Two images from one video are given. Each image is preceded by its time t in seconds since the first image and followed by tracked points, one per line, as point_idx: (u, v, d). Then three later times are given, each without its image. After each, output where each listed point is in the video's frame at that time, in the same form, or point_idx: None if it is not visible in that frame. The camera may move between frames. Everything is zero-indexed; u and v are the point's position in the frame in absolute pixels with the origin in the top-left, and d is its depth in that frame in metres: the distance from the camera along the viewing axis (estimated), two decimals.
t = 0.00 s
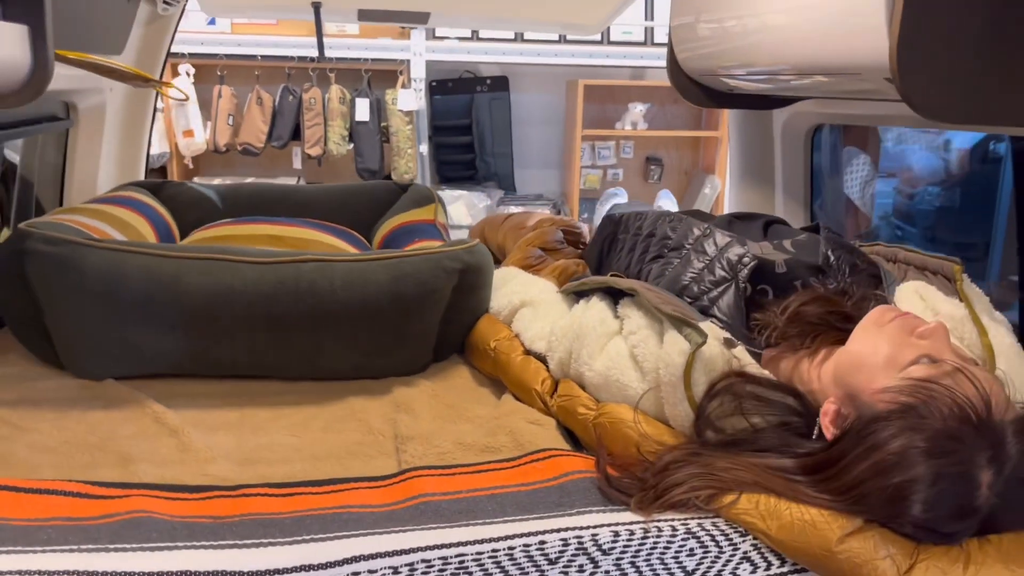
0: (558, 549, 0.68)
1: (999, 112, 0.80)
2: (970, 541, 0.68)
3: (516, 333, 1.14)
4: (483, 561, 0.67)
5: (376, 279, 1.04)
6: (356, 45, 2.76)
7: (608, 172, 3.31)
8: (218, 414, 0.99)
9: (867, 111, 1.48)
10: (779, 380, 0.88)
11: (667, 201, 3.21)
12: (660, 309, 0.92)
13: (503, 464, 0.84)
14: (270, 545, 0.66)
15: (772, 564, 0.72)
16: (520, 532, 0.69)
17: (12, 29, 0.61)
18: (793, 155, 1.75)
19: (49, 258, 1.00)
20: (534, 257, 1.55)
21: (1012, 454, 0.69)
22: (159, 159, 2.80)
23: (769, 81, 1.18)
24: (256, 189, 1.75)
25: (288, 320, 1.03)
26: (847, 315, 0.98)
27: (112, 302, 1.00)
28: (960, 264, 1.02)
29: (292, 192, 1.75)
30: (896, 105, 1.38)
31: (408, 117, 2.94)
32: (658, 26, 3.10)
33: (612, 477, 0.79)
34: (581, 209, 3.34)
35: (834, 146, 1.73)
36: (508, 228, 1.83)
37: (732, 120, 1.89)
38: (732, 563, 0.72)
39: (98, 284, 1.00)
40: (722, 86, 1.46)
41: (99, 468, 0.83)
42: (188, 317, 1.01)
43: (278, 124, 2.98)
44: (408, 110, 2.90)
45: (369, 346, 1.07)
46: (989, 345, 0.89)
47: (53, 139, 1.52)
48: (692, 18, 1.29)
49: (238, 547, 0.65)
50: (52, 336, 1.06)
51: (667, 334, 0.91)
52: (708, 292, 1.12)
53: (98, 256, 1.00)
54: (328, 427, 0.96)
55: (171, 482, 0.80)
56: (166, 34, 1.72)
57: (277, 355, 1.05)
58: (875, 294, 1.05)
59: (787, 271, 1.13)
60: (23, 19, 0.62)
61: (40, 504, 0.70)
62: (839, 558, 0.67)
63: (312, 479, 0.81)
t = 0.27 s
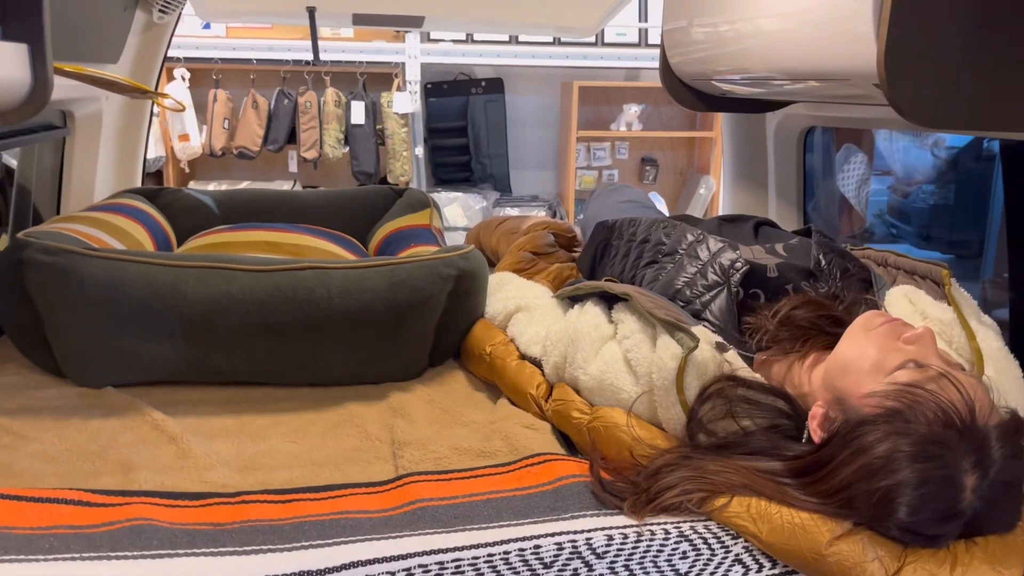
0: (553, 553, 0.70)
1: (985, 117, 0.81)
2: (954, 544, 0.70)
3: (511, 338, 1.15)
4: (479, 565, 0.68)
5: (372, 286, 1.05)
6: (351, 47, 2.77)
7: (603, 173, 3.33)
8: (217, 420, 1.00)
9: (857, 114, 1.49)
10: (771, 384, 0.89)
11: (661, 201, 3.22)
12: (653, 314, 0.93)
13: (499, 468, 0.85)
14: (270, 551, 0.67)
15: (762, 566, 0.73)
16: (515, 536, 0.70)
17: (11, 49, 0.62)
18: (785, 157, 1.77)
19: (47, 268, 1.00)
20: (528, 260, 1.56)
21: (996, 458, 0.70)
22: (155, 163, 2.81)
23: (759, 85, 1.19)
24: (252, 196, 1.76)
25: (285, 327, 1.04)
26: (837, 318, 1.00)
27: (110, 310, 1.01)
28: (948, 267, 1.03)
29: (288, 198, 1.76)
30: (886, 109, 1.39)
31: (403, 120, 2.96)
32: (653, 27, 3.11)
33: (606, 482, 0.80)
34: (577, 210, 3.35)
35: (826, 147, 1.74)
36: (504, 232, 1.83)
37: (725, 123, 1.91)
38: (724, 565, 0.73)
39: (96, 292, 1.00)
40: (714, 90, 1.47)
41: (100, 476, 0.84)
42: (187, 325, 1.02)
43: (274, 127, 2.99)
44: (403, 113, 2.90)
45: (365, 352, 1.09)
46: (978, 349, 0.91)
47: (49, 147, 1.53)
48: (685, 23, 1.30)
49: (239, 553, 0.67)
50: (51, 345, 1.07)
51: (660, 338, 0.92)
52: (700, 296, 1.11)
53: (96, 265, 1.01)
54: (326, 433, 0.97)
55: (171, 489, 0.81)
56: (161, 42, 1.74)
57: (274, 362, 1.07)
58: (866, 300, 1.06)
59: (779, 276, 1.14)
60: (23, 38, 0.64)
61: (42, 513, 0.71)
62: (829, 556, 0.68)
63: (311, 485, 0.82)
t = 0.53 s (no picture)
0: (550, 555, 0.71)
1: (974, 119, 0.82)
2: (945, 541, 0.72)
3: (509, 341, 1.16)
4: (478, 568, 0.69)
5: (370, 291, 1.06)
6: (349, 49, 2.77)
7: (602, 174, 3.34)
8: (218, 424, 1.01)
9: (852, 116, 1.50)
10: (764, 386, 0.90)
11: (660, 201, 3.23)
12: (648, 318, 0.94)
13: (497, 471, 0.86)
14: (271, 555, 0.68)
15: (758, 566, 0.74)
16: (512, 538, 0.71)
17: (12, 62, 0.63)
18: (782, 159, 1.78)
19: (49, 274, 1.01)
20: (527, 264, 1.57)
21: (987, 458, 0.72)
22: (155, 166, 2.82)
23: (755, 88, 1.19)
24: (252, 199, 1.76)
25: (285, 332, 1.05)
26: (831, 320, 1.01)
27: (112, 316, 1.02)
28: (940, 270, 1.03)
29: (288, 202, 1.77)
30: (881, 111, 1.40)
31: (402, 122, 2.97)
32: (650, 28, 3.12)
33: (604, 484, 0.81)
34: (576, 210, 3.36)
35: (824, 147, 1.73)
36: (503, 234, 1.84)
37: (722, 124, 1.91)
38: (719, 566, 0.74)
39: (97, 299, 1.01)
40: (711, 93, 1.48)
41: (103, 480, 0.85)
42: (188, 331, 1.03)
43: (273, 130, 3.00)
44: (402, 115, 2.91)
45: (364, 356, 1.09)
46: (971, 350, 0.91)
47: (49, 152, 1.54)
48: (682, 25, 1.30)
49: (241, 557, 0.68)
50: (54, 351, 1.08)
51: (655, 341, 0.92)
52: (695, 299, 1.12)
53: (97, 272, 1.02)
54: (326, 437, 0.98)
55: (173, 493, 0.82)
56: (160, 48, 1.75)
57: (275, 366, 1.08)
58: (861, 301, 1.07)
59: (773, 278, 1.14)
60: (24, 51, 0.65)
61: (47, 518, 0.72)
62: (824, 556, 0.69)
63: (311, 488, 0.83)
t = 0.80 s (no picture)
0: (547, 554, 0.71)
1: (968, 119, 0.82)
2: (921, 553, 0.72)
3: (508, 342, 1.17)
4: (474, 568, 0.70)
5: (369, 292, 1.07)
6: (348, 51, 2.78)
7: (601, 174, 3.34)
8: (217, 426, 1.01)
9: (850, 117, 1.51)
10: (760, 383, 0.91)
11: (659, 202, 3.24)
12: (661, 296, 0.96)
13: (495, 471, 0.86)
14: (270, 555, 0.68)
15: (753, 566, 0.75)
16: (509, 538, 0.71)
17: (13, 67, 0.64)
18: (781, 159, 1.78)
19: (49, 277, 1.02)
20: (526, 265, 1.57)
21: (966, 481, 0.72)
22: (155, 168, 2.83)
23: (752, 89, 1.20)
24: (252, 202, 1.77)
25: (284, 333, 1.05)
26: (839, 312, 1.03)
27: (112, 318, 1.03)
28: (942, 271, 1.03)
29: (288, 204, 1.78)
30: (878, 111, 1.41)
31: (402, 123, 2.97)
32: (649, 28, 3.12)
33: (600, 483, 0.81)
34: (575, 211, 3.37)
35: (821, 147, 1.75)
36: (503, 235, 1.84)
37: (720, 125, 1.92)
38: (715, 565, 0.75)
39: (97, 301, 1.02)
40: (709, 94, 1.49)
41: (104, 481, 0.85)
42: (187, 333, 1.04)
43: (273, 131, 3.01)
44: (402, 116, 2.92)
45: (364, 357, 1.10)
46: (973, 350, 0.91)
47: (50, 155, 1.55)
48: (681, 26, 1.31)
49: (240, 557, 0.68)
50: (54, 353, 1.08)
51: (664, 320, 0.94)
52: (706, 283, 1.13)
53: (97, 274, 1.03)
54: (326, 438, 0.99)
55: (173, 494, 0.82)
56: (160, 51, 1.75)
57: (274, 368, 1.08)
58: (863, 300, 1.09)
59: (784, 267, 1.17)
60: (23, 56, 0.66)
61: (47, 519, 0.72)
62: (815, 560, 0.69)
63: (310, 489, 0.84)
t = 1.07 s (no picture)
0: (546, 552, 0.71)
1: (966, 117, 0.82)
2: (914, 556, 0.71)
3: (508, 341, 1.16)
4: (473, 566, 0.70)
5: (369, 292, 1.06)
6: (348, 51, 2.78)
7: (601, 174, 3.34)
8: (216, 425, 1.01)
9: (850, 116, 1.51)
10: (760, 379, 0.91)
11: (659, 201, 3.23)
12: (669, 291, 0.94)
13: (495, 469, 0.86)
14: (268, 554, 0.68)
15: (752, 564, 0.75)
16: (508, 536, 0.71)
17: (10, 65, 0.64)
18: (780, 159, 1.78)
19: (48, 276, 1.02)
20: (527, 264, 1.57)
21: (956, 485, 0.72)
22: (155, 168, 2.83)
23: (752, 87, 1.19)
24: (251, 202, 1.77)
25: (284, 332, 1.05)
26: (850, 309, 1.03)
27: (111, 317, 1.03)
28: (954, 273, 1.03)
29: (287, 204, 1.78)
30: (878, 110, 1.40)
31: (402, 123, 2.97)
32: (649, 28, 3.12)
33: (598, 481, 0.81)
34: (575, 211, 3.36)
35: (821, 146, 1.74)
36: (502, 235, 1.84)
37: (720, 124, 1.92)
38: (715, 564, 0.74)
39: (96, 300, 1.02)
40: (709, 93, 1.48)
41: (102, 480, 0.85)
42: (186, 332, 1.03)
43: (273, 132, 3.01)
44: (401, 116, 2.92)
45: (364, 356, 1.10)
46: (985, 353, 0.91)
47: (49, 155, 1.55)
48: (681, 25, 1.31)
49: (238, 556, 0.68)
50: (53, 352, 1.08)
51: (672, 315, 0.92)
52: (715, 280, 1.13)
53: (96, 273, 1.02)
54: (325, 437, 0.99)
55: (171, 493, 0.82)
56: (158, 52, 1.75)
57: (274, 368, 1.08)
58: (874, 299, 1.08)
59: (795, 266, 1.17)
60: (19, 53, 0.66)
61: (45, 517, 0.72)
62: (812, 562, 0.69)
63: (310, 489, 0.83)
